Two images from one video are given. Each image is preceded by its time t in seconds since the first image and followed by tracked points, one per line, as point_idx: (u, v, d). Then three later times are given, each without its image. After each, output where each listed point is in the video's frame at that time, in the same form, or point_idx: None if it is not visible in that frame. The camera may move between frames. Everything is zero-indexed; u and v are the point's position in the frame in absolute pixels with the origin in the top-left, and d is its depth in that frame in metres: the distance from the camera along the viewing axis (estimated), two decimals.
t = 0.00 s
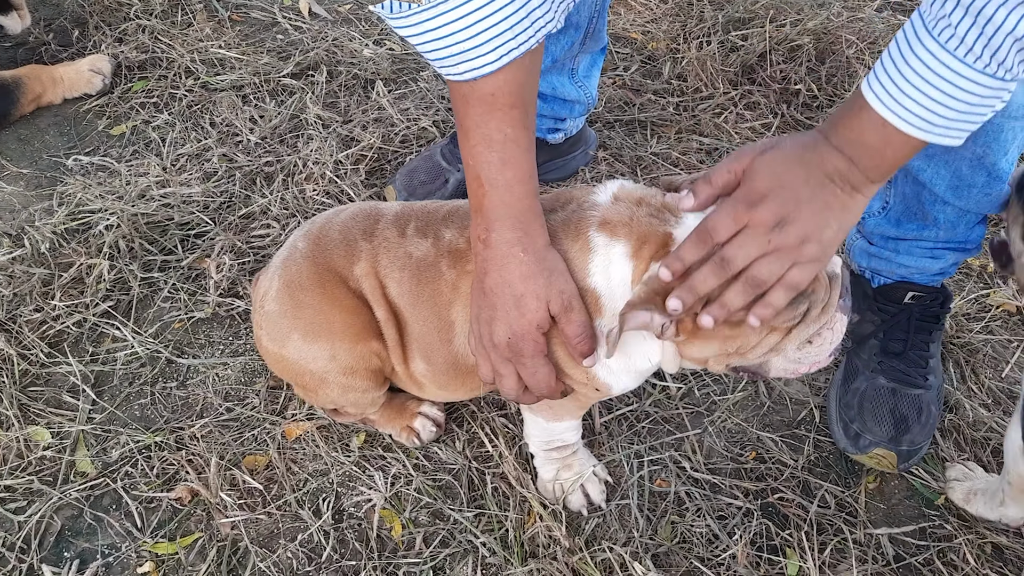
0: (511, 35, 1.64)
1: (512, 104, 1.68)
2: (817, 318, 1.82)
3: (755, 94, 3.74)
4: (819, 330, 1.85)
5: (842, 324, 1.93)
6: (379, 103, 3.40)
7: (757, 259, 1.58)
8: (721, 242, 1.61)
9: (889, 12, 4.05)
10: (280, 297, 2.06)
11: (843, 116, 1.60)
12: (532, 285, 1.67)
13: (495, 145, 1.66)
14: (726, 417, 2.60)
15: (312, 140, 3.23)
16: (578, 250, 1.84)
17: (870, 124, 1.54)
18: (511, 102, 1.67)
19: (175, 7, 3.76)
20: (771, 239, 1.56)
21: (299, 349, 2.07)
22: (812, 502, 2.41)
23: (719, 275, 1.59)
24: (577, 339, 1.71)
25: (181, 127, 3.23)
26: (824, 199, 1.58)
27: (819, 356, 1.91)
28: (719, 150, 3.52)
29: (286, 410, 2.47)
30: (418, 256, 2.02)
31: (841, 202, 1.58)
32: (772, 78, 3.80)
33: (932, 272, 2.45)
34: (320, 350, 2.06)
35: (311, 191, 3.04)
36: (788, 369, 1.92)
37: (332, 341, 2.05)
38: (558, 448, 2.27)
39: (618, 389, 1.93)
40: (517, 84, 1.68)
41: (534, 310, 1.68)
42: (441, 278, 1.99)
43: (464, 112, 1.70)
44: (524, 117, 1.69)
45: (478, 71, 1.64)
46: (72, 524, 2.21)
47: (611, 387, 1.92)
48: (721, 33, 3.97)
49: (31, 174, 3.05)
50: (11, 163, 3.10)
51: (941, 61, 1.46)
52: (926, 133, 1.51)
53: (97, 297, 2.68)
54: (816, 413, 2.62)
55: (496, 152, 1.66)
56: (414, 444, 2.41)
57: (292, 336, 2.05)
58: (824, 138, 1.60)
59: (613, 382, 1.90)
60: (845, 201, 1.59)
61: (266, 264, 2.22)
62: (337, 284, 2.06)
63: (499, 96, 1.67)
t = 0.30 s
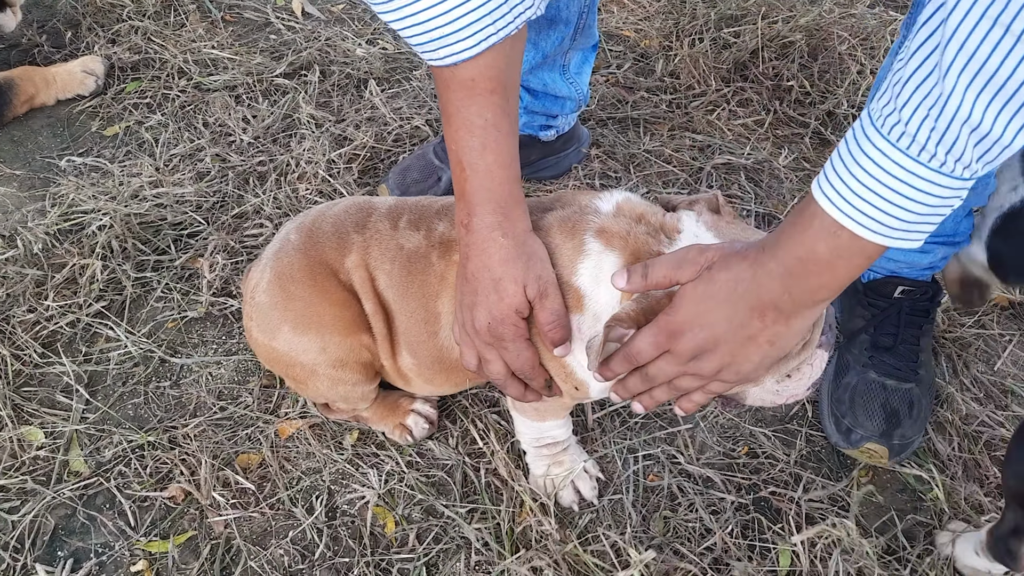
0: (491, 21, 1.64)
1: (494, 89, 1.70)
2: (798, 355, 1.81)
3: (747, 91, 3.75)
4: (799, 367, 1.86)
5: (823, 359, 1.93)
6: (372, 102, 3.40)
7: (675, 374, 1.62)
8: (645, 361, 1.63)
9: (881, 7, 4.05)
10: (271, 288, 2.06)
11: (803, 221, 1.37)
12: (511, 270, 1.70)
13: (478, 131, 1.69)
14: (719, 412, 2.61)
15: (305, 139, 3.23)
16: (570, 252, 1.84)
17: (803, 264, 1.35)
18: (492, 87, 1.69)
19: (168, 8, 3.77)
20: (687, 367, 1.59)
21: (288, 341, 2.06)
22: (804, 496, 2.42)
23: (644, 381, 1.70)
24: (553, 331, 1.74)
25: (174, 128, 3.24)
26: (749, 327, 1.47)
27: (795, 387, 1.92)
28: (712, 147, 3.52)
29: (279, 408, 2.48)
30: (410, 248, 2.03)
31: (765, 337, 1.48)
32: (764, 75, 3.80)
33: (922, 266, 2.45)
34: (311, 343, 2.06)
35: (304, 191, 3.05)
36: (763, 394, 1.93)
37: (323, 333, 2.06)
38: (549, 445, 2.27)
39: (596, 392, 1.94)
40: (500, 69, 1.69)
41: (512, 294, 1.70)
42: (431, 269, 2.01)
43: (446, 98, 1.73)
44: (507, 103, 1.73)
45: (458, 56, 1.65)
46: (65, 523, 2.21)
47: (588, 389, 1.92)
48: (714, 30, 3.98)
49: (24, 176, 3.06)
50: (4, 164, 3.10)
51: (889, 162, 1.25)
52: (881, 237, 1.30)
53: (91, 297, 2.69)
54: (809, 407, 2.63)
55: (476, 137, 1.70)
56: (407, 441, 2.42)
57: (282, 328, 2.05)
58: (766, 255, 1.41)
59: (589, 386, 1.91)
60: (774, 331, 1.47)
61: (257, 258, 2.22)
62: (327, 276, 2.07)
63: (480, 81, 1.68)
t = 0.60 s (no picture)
0: (481, 12, 1.67)
1: (481, 80, 1.74)
2: (795, 313, 1.82)
3: (738, 84, 3.77)
4: (799, 326, 1.86)
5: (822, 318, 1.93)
6: (364, 97, 3.41)
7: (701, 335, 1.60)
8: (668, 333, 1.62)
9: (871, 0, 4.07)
10: (262, 285, 2.07)
11: (767, 160, 1.42)
12: (495, 260, 1.72)
13: (468, 123, 1.73)
14: (711, 402, 2.63)
15: (297, 135, 3.24)
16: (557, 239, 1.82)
17: (783, 194, 1.38)
18: (480, 78, 1.73)
19: (160, 6, 3.78)
20: (706, 322, 1.57)
21: (279, 337, 2.07)
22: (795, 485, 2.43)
23: (673, 361, 1.68)
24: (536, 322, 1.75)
25: (166, 124, 3.25)
26: (745, 264, 1.49)
27: (798, 349, 1.91)
28: (703, 140, 3.54)
29: (272, 401, 2.49)
30: (399, 243, 2.04)
31: (763, 265, 1.50)
32: (755, 68, 3.82)
33: (912, 253, 2.48)
34: (302, 338, 2.07)
35: (296, 185, 3.06)
36: (765, 360, 1.92)
37: (313, 328, 2.07)
38: (541, 436, 2.27)
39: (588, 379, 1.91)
40: (487, 59, 1.73)
41: (495, 285, 1.72)
42: (420, 263, 2.01)
43: (436, 88, 1.76)
44: (493, 96, 1.76)
45: (447, 46, 1.68)
46: (60, 517, 2.23)
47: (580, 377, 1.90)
48: (705, 24, 3.99)
49: (17, 173, 3.07)
50: None
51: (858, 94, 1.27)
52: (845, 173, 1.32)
53: (84, 293, 2.70)
54: (799, 396, 2.64)
55: (464, 126, 1.73)
56: (400, 434, 2.43)
57: (273, 323, 2.06)
58: (738, 195, 1.45)
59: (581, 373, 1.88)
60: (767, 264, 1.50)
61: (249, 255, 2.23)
62: (317, 272, 2.08)
63: (469, 71, 1.72)
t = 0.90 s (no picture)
0: (484, 13, 1.67)
1: (485, 77, 1.73)
2: (805, 233, 1.94)
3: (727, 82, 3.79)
4: (809, 247, 1.97)
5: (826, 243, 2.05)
6: (354, 96, 3.43)
7: (734, 197, 1.73)
8: (705, 186, 1.74)
9: None
10: (260, 292, 2.07)
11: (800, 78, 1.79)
12: (508, 252, 1.73)
13: (472, 119, 1.72)
14: (700, 397, 2.64)
15: (287, 134, 3.25)
16: (567, 213, 1.88)
17: (825, 82, 1.73)
18: (484, 77, 1.72)
19: (151, 7, 3.79)
20: (742, 176, 1.73)
21: (280, 343, 2.08)
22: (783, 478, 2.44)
23: (705, 215, 1.71)
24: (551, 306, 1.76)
25: (157, 125, 3.26)
26: (787, 139, 1.77)
27: (811, 273, 2.02)
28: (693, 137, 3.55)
29: (264, 399, 2.50)
30: (397, 242, 2.05)
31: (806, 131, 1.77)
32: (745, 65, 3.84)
33: (901, 245, 2.51)
34: (302, 344, 2.08)
35: (286, 184, 3.07)
36: (783, 293, 2.02)
37: (314, 334, 2.07)
38: (539, 429, 2.28)
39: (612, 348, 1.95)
40: (489, 59, 1.72)
41: (509, 276, 1.73)
42: (420, 261, 2.03)
43: (439, 87, 1.75)
44: (497, 92, 1.76)
45: (450, 45, 1.67)
46: (52, 515, 2.24)
47: (605, 348, 1.93)
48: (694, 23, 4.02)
49: (8, 175, 3.08)
50: None
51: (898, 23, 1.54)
52: (880, 86, 1.65)
53: (76, 293, 2.71)
54: (788, 390, 2.66)
55: (470, 124, 1.72)
56: (392, 430, 2.45)
57: (272, 330, 2.06)
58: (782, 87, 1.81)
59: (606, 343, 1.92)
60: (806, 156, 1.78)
61: (242, 259, 2.23)
62: (315, 277, 2.07)
63: (472, 70, 1.71)
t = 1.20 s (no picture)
0: None
1: (481, 63, 1.74)
2: (790, 180, 2.00)
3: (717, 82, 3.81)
4: (799, 194, 2.02)
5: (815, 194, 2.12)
6: (345, 98, 3.44)
7: (734, 109, 1.84)
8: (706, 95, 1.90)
9: None
10: (260, 301, 2.05)
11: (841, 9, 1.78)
12: (515, 232, 1.74)
13: (469, 104, 1.73)
14: (690, 395, 2.66)
15: (278, 137, 3.26)
16: (560, 195, 1.96)
17: (857, 16, 1.72)
18: (480, 63, 1.73)
19: (141, 11, 3.80)
20: (748, 91, 1.83)
21: (283, 352, 2.06)
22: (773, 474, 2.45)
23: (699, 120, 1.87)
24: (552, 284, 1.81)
25: (147, 129, 3.27)
26: (802, 65, 1.82)
27: (807, 219, 2.08)
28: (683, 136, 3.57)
29: (255, 401, 2.51)
30: (396, 241, 2.07)
31: (822, 64, 1.80)
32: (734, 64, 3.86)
33: (890, 242, 2.51)
34: (307, 351, 2.07)
35: (277, 187, 3.08)
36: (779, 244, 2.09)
37: (319, 340, 2.07)
38: (533, 425, 2.31)
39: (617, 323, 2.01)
40: (485, 44, 1.74)
41: (517, 255, 1.75)
42: (422, 257, 2.05)
43: (436, 74, 1.75)
44: (495, 77, 1.77)
45: (445, 33, 1.69)
46: (44, 518, 2.24)
47: (609, 322, 1.98)
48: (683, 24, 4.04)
49: None
50: None
51: None
52: (904, 32, 1.66)
53: (67, 297, 2.71)
54: (778, 387, 2.67)
55: (469, 108, 1.73)
56: (385, 429, 2.46)
57: (276, 339, 2.04)
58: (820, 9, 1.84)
59: (610, 317, 1.98)
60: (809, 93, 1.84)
61: (235, 271, 2.21)
62: (316, 285, 2.07)
63: (468, 57, 1.72)
